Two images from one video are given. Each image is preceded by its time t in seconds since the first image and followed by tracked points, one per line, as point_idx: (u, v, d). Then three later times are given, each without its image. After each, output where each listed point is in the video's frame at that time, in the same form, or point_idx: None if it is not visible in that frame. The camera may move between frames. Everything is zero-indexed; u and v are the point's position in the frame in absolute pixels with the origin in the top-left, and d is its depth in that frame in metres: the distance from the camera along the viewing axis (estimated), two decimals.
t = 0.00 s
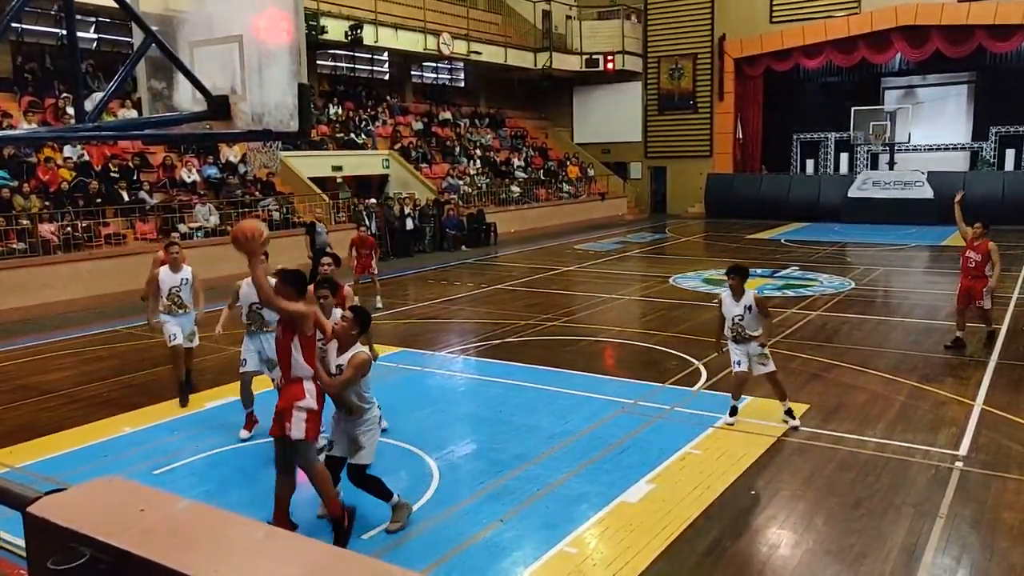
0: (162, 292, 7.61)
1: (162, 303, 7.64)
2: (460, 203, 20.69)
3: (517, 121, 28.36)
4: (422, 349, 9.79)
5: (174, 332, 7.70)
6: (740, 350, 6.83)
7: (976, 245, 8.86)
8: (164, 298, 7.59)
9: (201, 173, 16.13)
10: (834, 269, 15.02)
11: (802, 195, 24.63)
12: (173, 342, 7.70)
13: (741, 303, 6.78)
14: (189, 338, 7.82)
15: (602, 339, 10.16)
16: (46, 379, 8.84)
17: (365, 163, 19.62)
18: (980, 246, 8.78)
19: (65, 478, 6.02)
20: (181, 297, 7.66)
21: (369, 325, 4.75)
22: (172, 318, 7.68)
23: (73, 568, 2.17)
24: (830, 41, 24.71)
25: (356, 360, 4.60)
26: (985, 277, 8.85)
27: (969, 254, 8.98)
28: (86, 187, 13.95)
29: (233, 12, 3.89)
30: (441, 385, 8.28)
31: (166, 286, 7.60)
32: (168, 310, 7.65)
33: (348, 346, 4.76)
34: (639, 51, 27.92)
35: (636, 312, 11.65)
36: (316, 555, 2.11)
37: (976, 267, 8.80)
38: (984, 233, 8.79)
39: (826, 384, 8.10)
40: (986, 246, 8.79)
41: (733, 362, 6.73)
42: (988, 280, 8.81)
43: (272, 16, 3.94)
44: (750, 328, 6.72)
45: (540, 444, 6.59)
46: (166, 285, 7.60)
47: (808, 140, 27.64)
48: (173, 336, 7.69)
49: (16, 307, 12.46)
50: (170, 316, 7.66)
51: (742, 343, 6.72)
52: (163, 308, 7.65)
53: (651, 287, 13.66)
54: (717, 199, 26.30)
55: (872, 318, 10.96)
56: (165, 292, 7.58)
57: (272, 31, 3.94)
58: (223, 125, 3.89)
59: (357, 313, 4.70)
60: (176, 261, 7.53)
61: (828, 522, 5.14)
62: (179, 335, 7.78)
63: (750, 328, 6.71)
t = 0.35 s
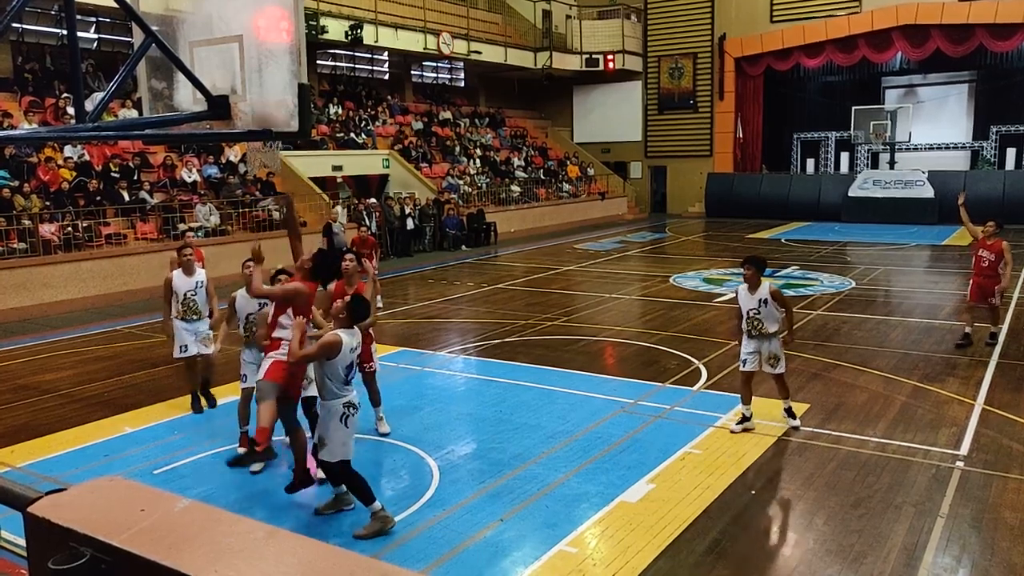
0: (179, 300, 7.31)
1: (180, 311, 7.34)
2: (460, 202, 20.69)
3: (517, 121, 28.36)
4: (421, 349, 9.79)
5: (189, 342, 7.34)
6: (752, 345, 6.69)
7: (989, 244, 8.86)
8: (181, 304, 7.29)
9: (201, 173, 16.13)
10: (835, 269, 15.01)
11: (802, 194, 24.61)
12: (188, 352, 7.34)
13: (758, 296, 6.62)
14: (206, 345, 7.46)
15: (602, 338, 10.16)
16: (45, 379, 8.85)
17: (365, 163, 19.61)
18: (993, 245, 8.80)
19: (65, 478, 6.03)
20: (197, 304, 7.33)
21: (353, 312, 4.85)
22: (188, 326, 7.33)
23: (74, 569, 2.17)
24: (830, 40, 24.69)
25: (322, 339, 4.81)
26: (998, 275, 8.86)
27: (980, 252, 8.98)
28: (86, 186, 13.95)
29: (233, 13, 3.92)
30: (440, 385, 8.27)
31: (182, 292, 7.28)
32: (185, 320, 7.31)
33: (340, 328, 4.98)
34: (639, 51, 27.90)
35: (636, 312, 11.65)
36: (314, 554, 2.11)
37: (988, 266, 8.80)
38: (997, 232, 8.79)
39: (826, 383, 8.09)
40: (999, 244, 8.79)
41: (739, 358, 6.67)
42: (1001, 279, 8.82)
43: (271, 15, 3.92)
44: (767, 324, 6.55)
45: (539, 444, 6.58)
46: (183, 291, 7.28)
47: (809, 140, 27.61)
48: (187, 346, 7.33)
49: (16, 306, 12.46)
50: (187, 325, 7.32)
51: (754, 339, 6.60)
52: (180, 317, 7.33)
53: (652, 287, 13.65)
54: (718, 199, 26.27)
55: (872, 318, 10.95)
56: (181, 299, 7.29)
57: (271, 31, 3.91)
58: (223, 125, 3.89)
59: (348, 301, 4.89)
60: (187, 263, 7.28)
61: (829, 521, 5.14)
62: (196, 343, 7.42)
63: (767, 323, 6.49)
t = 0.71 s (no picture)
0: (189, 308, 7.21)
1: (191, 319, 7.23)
2: (460, 202, 20.70)
3: (517, 121, 28.39)
4: (421, 349, 9.80)
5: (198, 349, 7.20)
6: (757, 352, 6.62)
7: (989, 244, 8.90)
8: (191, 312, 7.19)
9: (201, 173, 16.13)
10: (835, 269, 15.03)
11: (801, 195, 24.63)
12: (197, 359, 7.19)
13: (762, 302, 6.51)
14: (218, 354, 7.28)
15: (601, 339, 10.17)
16: (44, 379, 8.84)
17: (365, 163, 19.60)
18: (993, 245, 8.86)
19: (64, 479, 6.02)
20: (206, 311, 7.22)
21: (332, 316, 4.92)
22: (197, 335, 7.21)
23: (71, 569, 2.17)
24: (830, 41, 24.73)
25: (309, 341, 4.87)
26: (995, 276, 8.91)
27: (980, 252, 9.02)
28: (85, 186, 13.94)
29: (235, 13, 3.91)
30: (440, 385, 8.28)
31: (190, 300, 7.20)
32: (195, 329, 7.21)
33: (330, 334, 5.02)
34: (639, 51, 27.91)
35: (635, 313, 11.66)
36: (311, 555, 2.11)
37: (988, 266, 8.84)
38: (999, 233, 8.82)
39: (825, 384, 8.10)
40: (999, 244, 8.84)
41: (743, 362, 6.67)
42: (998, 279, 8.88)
43: (273, 15, 3.93)
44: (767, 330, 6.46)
45: (539, 445, 6.58)
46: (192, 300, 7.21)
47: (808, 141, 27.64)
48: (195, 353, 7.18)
49: (15, 306, 12.46)
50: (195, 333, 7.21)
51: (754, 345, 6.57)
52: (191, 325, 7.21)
53: (651, 287, 13.66)
54: (718, 200, 26.29)
55: (872, 318, 10.97)
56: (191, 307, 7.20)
57: (272, 30, 3.92)
58: (223, 124, 3.92)
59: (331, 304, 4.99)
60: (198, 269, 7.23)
61: (828, 522, 5.14)
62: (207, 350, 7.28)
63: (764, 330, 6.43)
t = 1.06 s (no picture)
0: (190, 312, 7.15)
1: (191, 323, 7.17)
2: (458, 203, 20.72)
3: (514, 122, 28.42)
4: (419, 350, 9.80)
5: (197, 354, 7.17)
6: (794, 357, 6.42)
7: (974, 245, 8.86)
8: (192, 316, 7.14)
9: (199, 174, 16.13)
10: (832, 270, 15.06)
11: (798, 196, 24.68)
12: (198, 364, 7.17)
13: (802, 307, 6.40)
14: (218, 355, 7.32)
15: (599, 339, 10.18)
16: (42, 380, 8.83)
17: (363, 164, 19.60)
18: (976, 247, 8.81)
19: (62, 481, 6.00)
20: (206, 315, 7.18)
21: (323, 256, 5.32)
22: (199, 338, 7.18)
23: (69, 570, 2.17)
24: (827, 42, 24.78)
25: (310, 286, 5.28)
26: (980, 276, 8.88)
27: (966, 252, 9.01)
28: (82, 186, 13.93)
29: (233, 13, 3.95)
30: (439, 386, 8.28)
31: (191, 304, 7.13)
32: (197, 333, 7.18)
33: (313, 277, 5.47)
34: (636, 52, 27.93)
35: (633, 313, 11.68)
36: (308, 556, 2.10)
37: (971, 268, 8.84)
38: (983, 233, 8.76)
39: (822, 384, 8.11)
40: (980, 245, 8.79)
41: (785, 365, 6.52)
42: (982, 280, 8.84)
43: (270, 16, 4.03)
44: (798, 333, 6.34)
45: (537, 445, 6.59)
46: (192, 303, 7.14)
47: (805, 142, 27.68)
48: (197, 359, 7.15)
49: (12, 308, 12.44)
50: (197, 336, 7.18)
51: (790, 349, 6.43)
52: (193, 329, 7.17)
53: (649, 288, 13.69)
54: (715, 201, 26.31)
55: (869, 318, 10.99)
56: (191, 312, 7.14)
57: (269, 31, 4.02)
58: (220, 125, 3.85)
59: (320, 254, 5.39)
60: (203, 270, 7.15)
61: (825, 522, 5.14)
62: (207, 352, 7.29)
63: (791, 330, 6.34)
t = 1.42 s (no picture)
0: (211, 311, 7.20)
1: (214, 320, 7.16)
2: (455, 203, 20.72)
3: (512, 122, 28.42)
4: (416, 350, 9.80)
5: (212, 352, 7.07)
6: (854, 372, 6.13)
7: (961, 245, 8.98)
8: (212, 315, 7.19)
9: (195, 173, 16.13)
10: (829, 270, 15.08)
11: (795, 197, 24.69)
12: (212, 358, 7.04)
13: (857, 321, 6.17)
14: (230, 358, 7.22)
15: (596, 339, 10.18)
16: (38, 379, 8.82)
17: (360, 164, 19.59)
18: (963, 246, 8.93)
19: (58, 481, 5.98)
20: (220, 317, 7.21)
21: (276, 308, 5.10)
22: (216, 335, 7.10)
23: (65, 571, 2.17)
24: (825, 43, 24.80)
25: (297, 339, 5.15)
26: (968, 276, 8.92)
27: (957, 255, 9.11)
28: (77, 185, 13.92)
29: (230, 12, 3.93)
30: (436, 386, 8.27)
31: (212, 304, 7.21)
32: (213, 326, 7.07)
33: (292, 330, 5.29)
34: (634, 53, 27.95)
35: (631, 313, 11.68)
36: (305, 556, 2.10)
37: (958, 267, 8.92)
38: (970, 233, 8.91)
39: (820, 385, 8.12)
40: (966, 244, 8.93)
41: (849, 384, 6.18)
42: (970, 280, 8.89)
43: (267, 14, 3.91)
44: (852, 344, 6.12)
45: (534, 445, 6.59)
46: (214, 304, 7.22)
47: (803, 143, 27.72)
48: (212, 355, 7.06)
49: (9, 306, 12.43)
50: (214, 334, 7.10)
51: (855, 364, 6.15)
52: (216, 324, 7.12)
53: (646, 288, 13.69)
54: (713, 202, 26.25)
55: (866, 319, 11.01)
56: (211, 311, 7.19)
57: (266, 30, 3.91)
58: (217, 124, 3.87)
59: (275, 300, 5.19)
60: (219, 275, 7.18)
61: (823, 523, 5.15)
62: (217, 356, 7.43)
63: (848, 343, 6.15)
